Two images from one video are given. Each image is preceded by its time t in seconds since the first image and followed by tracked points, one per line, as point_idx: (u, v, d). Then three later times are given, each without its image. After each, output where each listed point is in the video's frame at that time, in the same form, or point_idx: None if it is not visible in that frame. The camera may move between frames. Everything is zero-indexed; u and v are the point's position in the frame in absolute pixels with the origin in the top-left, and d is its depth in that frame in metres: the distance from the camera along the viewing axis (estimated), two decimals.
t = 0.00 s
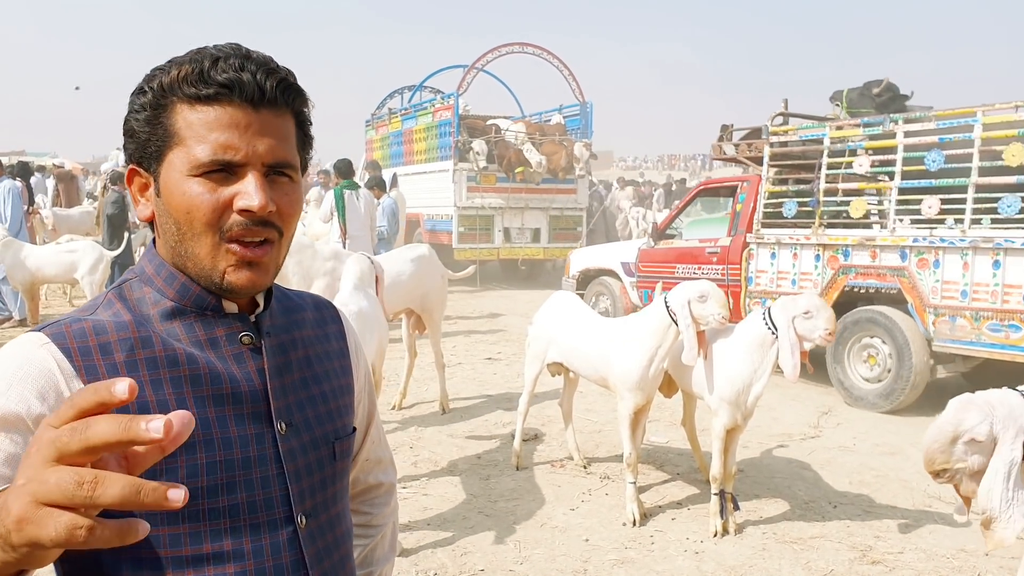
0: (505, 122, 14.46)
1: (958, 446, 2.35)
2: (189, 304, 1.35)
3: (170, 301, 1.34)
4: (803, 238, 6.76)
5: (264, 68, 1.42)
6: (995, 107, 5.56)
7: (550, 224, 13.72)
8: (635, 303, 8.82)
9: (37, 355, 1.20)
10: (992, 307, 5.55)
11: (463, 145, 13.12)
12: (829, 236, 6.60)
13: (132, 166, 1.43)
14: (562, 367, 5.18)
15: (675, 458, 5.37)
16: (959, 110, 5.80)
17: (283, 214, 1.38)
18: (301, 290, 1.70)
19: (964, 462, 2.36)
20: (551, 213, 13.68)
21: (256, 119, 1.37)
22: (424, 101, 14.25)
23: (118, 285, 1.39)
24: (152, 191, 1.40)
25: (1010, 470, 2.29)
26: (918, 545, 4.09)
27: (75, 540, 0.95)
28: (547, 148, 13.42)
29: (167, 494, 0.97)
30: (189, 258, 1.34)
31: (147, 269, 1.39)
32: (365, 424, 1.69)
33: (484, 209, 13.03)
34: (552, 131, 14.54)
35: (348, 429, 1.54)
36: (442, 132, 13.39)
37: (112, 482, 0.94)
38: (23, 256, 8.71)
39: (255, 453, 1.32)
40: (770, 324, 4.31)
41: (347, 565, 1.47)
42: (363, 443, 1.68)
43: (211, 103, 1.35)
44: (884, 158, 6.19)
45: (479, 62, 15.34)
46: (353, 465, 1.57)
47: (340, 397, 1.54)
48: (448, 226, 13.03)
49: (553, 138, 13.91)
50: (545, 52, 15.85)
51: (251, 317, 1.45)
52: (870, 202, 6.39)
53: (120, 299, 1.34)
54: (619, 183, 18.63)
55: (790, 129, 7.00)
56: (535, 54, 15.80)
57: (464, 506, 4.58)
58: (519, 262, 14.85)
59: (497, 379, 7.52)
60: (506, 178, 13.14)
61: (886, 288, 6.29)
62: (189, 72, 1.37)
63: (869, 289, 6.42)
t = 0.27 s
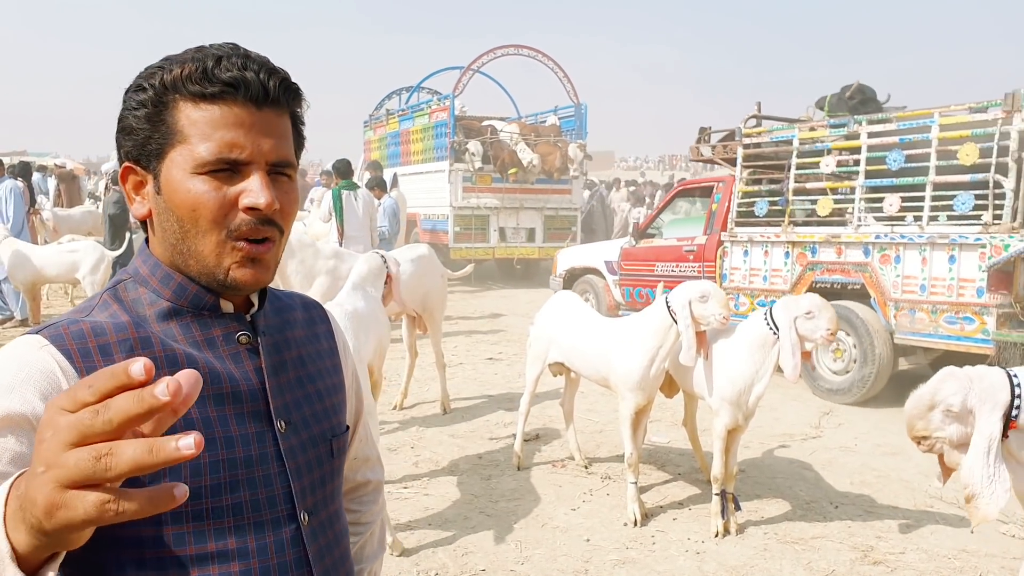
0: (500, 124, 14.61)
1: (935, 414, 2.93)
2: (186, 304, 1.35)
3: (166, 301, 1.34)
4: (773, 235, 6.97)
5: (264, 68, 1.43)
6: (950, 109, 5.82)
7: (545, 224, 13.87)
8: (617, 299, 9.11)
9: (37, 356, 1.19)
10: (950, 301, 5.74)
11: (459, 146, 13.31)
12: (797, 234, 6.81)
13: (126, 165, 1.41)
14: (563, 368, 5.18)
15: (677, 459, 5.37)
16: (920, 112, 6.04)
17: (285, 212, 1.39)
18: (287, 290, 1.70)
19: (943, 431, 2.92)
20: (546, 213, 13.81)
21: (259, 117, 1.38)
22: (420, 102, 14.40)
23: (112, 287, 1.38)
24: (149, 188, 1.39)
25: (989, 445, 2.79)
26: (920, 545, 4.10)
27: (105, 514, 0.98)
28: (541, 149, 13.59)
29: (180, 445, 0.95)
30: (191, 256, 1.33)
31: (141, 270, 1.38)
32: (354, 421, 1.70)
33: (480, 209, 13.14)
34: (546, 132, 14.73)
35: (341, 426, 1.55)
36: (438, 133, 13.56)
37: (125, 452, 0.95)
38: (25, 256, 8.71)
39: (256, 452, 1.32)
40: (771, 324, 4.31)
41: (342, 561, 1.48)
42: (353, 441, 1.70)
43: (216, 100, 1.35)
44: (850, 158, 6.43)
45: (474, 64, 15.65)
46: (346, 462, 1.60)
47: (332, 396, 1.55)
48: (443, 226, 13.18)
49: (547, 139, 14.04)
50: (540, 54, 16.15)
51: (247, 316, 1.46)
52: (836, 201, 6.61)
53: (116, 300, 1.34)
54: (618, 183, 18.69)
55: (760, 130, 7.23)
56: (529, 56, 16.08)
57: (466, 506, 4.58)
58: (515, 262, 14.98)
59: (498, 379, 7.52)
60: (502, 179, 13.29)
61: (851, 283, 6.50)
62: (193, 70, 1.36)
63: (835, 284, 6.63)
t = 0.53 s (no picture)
0: (495, 125, 14.78)
1: (921, 367, 3.18)
2: (189, 305, 1.36)
3: (169, 303, 1.35)
4: (750, 232, 7.12)
5: (266, 66, 1.44)
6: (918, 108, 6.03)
7: (539, 223, 14.13)
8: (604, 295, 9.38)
9: (46, 366, 1.18)
10: (916, 294, 5.95)
11: (454, 147, 13.50)
12: (773, 230, 6.96)
13: (127, 164, 1.35)
14: (565, 368, 5.17)
15: (678, 459, 5.37)
16: (888, 112, 6.24)
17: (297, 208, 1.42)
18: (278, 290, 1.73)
19: (928, 385, 3.16)
20: (540, 212, 14.03)
21: (271, 116, 1.39)
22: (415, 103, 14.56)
23: (112, 289, 1.38)
24: (157, 189, 1.34)
25: (962, 406, 2.98)
26: (922, 545, 4.09)
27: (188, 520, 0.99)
28: (535, 150, 13.81)
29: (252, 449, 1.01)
30: (212, 256, 1.32)
31: (142, 271, 1.38)
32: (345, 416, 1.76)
33: (475, 209, 13.35)
34: (540, 132, 14.89)
35: (337, 424, 1.59)
36: (433, 134, 13.75)
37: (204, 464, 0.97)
38: (26, 256, 8.72)
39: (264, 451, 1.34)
40: (773, 324, 4.30)
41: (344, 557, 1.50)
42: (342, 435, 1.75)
43: (232, 99, 1.34)
44: (822, 157, 6.61)
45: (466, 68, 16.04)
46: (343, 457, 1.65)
47: (328, 394, 1.59)
48: (439, 226, 13.34)
49: (541, 139, 14.18)
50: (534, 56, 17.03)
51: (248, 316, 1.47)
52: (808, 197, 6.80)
53: (118, 303, 1.34)
54: (616, 182, 18.75)
55: (737, 130, 7.41)
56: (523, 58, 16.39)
57: (466, 506, 4.58)
58: (510, 261, 15.14)
59: (499, 379, 7.53)
60: (496, 179, 13.50)
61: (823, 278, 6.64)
62: (207, 68, 1.34)
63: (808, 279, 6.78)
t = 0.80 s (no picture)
0: (489, 126, 14.94)
1: (927, 340, 3.26)
2: (189, 308, 1.38)
3: (169, 304, 1.37)
4: (730, 230, 7.23)
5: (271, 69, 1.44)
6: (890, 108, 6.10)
7: (534, 223, 14.35)
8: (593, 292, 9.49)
9: (51, 370, 1.18)
10: (888, 288, 6.04)
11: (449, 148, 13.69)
12: (753, 227, 7.06)
13: (132, 163, 1.34)
14: (566, 368, 5.17)
15: (679, 459, 5.36)
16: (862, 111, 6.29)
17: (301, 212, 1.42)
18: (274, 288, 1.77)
19: (931, 358, 3.25)
20: (535, 212, 14.25)
21: (278, 119, 1.39)
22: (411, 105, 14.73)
23: (112, 291, 1.39)
24: (163, 190, 1.34)
25: (946, 378, 3.10)
26: (923, 546, 4.09)
27: (245, 441, 1.00)
28: (530, 152, 14.04)
29: (317, 389, 1.02)
30: (218, 258, 1.32)
31: (141, 272, 1.40)
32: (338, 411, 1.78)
33: (470, 209, 13.52)
34: (535, 133, 15.04)
35: (335, 422, 1.60)
36: (429, 136, 13.93)
37: (273, 386, 0.99)
38: (28, 256, 8.73)
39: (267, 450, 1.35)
40: (774, 324, 4.30)
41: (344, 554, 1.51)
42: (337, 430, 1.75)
43: (242, 102, 1.34)
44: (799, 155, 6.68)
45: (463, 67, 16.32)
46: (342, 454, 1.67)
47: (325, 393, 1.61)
48: (434, 226, 13.48)
49: (535, 140, 14.35)
50: (528, 57, 16.92)
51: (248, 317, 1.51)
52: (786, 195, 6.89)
53: (119, 304, 1.36)
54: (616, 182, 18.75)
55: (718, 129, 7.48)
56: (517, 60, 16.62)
57: (467, 506, 4.57)
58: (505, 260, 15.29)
59: (499, 379, 7.53)
60: (490, 180, 13.68)
61: (800, 274, 6.74)
62: (218, 70, 1.33)
63: (786, 275, 6.88)
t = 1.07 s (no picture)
0: (483, 127, 15.08)
1: (924, 343, 3.26)
2: (199, 308, 1.38)
3: (178, 305, 1.36)
4: (716, 228, 7.45)
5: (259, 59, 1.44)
6: (871, 108, 6.26)
7: (529, 222, 14.49)
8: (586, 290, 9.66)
9: (58, 370, 1.18)
10: (866, 284, 6.23)
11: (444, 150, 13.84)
12: (737, 225, 7.26)
13: (129, 167, 1.34)
14: (568, 368, 5.17)
15: (680, 459, 5.36)
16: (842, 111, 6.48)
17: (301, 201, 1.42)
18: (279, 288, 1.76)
19: (928, 362, 3.24)
20: (529, 212, 14.38)
21: (269, 110, 1.39)
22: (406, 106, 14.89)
23: (120, 292, 1.39)
24: (161, 191, 1.34)
25: (953, 382, 3.10)
26: (924, 546, 4.09)
27: (249, 476, 0.96)
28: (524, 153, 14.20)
29: (337, 437, 0.99)
30: (220, 253, 1.32)
31: (149, 273, 1.39)
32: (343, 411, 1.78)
33: (465, 209, 13.60)
34: (528, 133, 15.17)
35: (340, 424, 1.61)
36: (424, 137, 14.09)
37: (290, 424, 0.96)
38: (29, 256, 8.74)
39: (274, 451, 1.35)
40: (775, 324, 4.30)
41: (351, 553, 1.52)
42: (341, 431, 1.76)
43: (231, 96, 1.34)
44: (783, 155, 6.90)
45: (457, 68, 16.57)
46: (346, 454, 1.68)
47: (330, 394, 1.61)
48: (430, 226, 13.59)
49: (529, 141, 14.47)
50: (522, 60, 17.04)
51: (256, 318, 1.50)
52: (769, 194, 7.10)
53: (126, 306, 1.36)
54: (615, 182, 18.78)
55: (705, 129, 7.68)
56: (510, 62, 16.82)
57: (468, 506, 4.57)
58: (500, 259, 15.43)
59: (501, 379, 7.53)
60: (484, 180, 13.83)
61: (782, 271, 6.94)
62: (203, 64, 1.34)
63: (770, 272, 7.07)
